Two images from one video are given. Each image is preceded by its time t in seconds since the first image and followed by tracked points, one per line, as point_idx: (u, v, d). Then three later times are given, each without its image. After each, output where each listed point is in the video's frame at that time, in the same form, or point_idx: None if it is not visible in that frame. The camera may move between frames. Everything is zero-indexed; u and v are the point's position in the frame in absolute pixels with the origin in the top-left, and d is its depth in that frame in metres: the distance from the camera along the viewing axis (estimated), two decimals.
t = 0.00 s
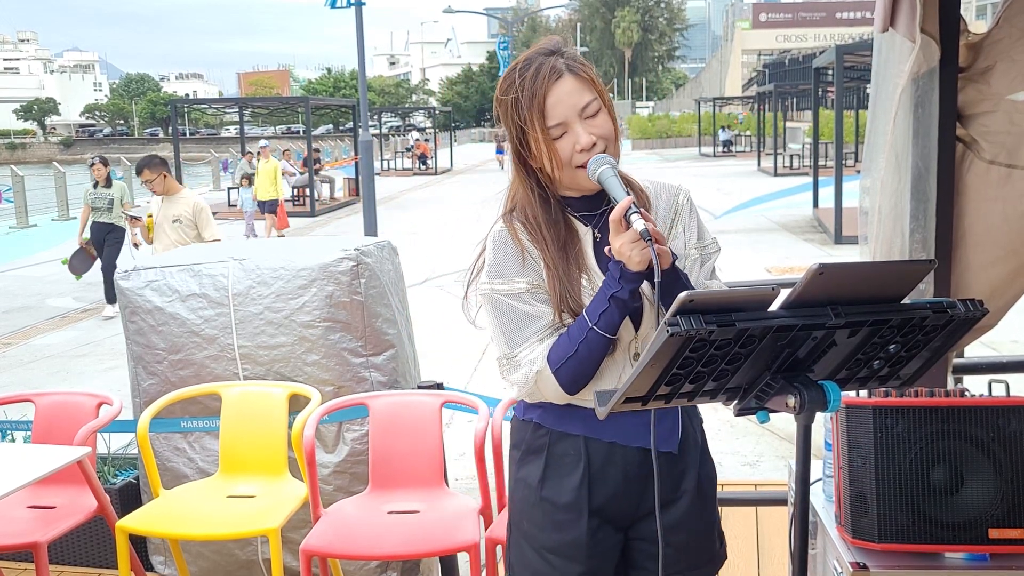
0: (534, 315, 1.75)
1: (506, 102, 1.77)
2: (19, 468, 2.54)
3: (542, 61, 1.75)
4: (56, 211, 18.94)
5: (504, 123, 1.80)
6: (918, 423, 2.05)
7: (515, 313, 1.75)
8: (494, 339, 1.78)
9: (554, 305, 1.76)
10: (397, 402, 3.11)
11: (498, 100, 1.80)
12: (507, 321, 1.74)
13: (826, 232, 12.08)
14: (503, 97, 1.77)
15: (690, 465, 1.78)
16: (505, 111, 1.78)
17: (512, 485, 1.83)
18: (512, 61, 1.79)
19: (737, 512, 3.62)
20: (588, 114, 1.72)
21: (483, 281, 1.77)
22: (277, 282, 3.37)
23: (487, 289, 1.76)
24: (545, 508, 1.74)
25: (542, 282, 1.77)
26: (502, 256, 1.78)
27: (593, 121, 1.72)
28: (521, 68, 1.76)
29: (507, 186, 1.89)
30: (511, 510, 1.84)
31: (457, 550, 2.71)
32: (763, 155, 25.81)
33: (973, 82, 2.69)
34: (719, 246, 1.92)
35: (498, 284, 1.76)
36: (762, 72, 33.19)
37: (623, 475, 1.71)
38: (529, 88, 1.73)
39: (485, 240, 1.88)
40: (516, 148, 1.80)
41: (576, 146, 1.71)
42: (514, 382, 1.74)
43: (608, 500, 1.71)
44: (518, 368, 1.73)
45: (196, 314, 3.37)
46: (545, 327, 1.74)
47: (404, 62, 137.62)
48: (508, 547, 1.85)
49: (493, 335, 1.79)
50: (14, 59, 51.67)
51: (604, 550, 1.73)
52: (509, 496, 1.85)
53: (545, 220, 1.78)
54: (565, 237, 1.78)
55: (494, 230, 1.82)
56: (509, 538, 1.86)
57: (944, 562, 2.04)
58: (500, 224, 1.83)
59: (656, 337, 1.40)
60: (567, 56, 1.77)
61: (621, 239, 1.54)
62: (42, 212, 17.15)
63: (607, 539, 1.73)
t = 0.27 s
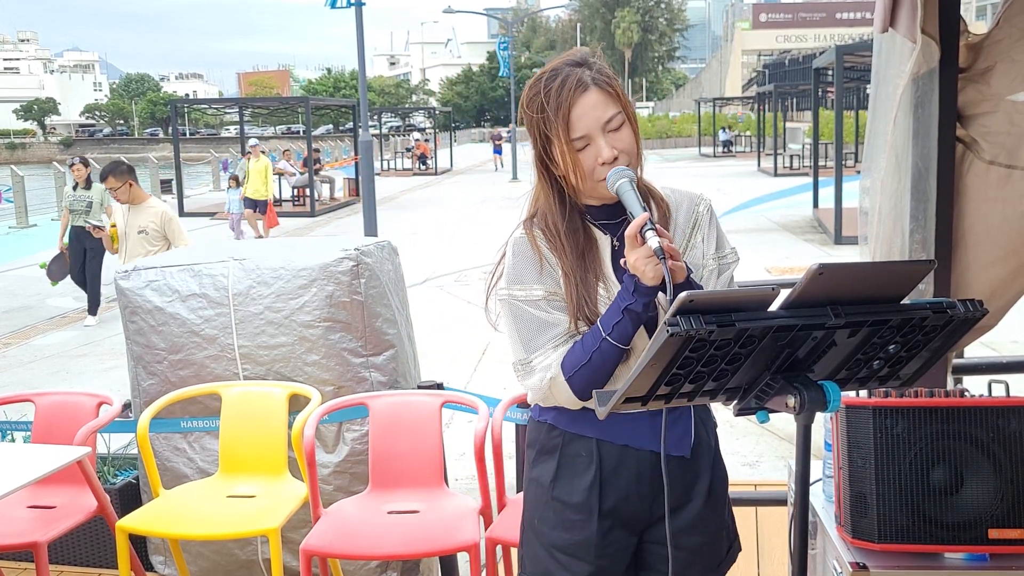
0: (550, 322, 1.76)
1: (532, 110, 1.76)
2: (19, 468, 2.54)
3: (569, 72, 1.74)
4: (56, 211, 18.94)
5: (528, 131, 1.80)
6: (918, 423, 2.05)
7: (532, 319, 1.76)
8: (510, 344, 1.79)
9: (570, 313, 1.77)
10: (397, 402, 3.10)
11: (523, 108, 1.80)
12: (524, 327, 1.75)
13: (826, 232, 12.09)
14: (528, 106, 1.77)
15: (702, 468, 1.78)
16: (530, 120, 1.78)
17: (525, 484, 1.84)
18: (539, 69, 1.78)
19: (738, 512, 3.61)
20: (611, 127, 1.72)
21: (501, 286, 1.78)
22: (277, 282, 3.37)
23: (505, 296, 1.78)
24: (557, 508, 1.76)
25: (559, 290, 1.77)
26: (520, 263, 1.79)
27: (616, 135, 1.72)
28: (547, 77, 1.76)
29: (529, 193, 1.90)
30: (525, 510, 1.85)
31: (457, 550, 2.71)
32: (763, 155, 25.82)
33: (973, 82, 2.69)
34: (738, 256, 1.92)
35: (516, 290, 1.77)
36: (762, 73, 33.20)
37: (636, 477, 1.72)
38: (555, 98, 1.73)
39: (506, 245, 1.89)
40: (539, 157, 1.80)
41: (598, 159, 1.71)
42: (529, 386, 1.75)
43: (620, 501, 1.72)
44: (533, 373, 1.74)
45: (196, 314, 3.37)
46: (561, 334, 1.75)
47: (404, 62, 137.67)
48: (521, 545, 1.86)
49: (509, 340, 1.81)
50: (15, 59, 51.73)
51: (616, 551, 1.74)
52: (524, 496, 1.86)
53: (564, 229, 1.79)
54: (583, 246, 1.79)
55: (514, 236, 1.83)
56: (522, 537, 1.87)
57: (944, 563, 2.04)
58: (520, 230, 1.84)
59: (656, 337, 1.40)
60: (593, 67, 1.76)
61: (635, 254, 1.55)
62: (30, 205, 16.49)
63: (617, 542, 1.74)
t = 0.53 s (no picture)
0: (560, 334, 1.75)
1: (555, 122, 1.75)
2: (19, 468, 2.54)
3: (595, 87, 1.73)
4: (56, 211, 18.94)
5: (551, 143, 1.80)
6: (918, 423, 2.05)
7: (543, 330, 1.76)
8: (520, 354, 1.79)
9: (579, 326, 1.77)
10: (397, 402, 3.10)
11: (546, 119, 1.79)
12: (534, 339, 1.75)
13: (826, 232, 12.09)
14: (552, 116, 1.76)
15: (707, 477, 1.78)
16: (553, 131, 1.77)
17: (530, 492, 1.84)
18: (565, 81, 1.77)
19: (738, 513, 3.61)
20: (633, 144, 1.71)
21: (513, 296, 1.78)
22: (277, 282, 3.37)
23: (516, 306, 1.78)
24: (561, 515, 1.75)
25: (570, 303, 1.77)
26: (534, 274, 1.79)
27: (637, 152, 1.71)
28: (573, 89, 1.74)
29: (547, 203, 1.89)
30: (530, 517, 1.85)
31: (457, 550, 2.71)
32: (763, 155, 25.83)
33: (973, 82, 2.69)
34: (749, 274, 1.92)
35: (528, 301, 1.77)
36: (762, 72, 33.21)
37: (640, 486, 1.71)
38: (578, 112, 1.72)
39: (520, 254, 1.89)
40: (559, 168, 1.79)
41: (617, 175, 1.70)
42: (536, 396, 1.76)
43: (624, 509, 1.71)
44: (540, 384, 1.74)
45: (196, 314, 3.37)
46: (570, 347, 1.75)
47: (404, 62, 137.71)
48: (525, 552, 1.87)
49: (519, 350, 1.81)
50: (14, 59, 51.71)
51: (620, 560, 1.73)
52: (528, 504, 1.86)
53: (578, 243, 1.79)
54: (596, 260, 1.79)
55: (528, 247, 1.83)
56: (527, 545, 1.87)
57: (944, 563, 2.04)
58: (535, 241, 1.84)
59: (657, 337, 1.40)
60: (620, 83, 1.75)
61: (649, 272, 1.52)
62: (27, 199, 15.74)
63: (622, 551, 1.73)
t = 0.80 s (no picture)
0: (566, 333, 1.75)
1: (567, 118, 1.76)
2: (19, 467, 2.54)
3: (607, 85, 1.74)
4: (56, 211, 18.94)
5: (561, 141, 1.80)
6: (918, 423, 2.05)
7: (550, 330, 1.76)
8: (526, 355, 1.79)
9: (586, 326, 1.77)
10: (397, 402, 3.10)
11: (557, 117, 1.80)
12: (541, 338, 1.75)
13: (826, 231, 12.09)
14: (564, 113, 1.77)
15: (711, 482, 1.78)
16: (563, 129, 1.78)
17: (533, 495, 1.84)
18: (577, 80, 1.78)
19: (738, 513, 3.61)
20: (643, 142, 1.71)
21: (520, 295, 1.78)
22: (277, 281, 3.37)
23: (523, 305, 1.78)
24: (565, 518, 1.75)
25: (577, 303, 1.78)
26: (540, 273, 1.79)
27: (647, 151, 1.72)
28: (585, 88, 1.75)
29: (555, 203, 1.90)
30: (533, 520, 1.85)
31: (457, 550, 2.71)
32: (763, 155, 25.82)
33: (973, 82, 2.69)
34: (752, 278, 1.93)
35: (535, 300, 1.77)
36: (762, 72, 33.19)
37: (645, 490, 1.71)
38: (590, 109, 1.73)
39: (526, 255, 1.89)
40: (568, 166, 1.80)
41: (627, 172, 1.71)
42: (542, 396, 1.75)
43: (627, 513, 1.71)
44: (547, 383, 1.74)
45: (196, 314, 3.37)
46: (576, 346, 1.75)
47: (405, 62, 137.80)
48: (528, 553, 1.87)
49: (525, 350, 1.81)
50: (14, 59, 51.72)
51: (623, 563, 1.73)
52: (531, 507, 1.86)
53: (586, 242, 1.79)
54: (603, 259, 1.79)
55: (535, 247, 1.83)
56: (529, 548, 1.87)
57: (944, 563, 2.04)
58: (542, 241, 1.84)
59: (656, 337, 1.40)
60: (632, 83, 1.76)
61: (659, 270, 1.54)
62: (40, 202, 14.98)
63: (624, 555, 1.72)
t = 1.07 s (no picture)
0: (569, 315, 1.75)
1: (572, 96, 1.77)
2: (18, 467, 2.54)
3: (612, 64, 1.76)
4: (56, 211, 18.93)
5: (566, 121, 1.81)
6: (918, 422, 2.05)
7: (552, 312, 1.76)
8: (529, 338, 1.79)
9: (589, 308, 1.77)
10: (397, 402, 3.10)
11: (562, 97, 1.81)
12: (543, 319, 1.75)
13: (826, 232, 12.08)
14: (569, 90, 1.78)
15: (713, 475, 1.78)
16: (569, 109, 1.79)
17: (536, 488, 1.84)
18: (583, 61, 1.80)
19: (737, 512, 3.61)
20: (647, 120, 1.72)
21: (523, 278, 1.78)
22: (277, 281, 3.37)
23: (525, 288, 1.77)
24: (568, 510, 1.75)
25: (580, 285, 1.78)
26: (543, 256, 1.79)
27: (651, 128, 1.72)
28: (590, 67, 1.77)
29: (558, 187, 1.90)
30: (536, 512, 1.85)
31: (457, 550, 2.71)
32: (763, 155, 25.80)
33: (973, 82, 2.69)
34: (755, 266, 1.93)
35: (537, 282, 1.77)
36: (762, 72, 33.15)
37: (647, 482, 1.71)
38: (595, 87, 1.74)
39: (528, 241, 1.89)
40: (573, 146, 1.81)
41: (630, 147, 1.71)
42: (546, 378, 1.74)
43: (630, 505, 1.71)
44: (551, 365, 1.73)
45: (196, 314, 3.37)
46: (580, 328, 1.75)
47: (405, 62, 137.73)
48: (530, 547, 1.87)
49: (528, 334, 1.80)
50: (14, 58, 51.70)
51: (625, 555, 1.73)
52: (533, 500, 1.86)
53: (589, 223, 1.79)
54: (605, 241, 1.80)
55: (538, 231, 1.84)
56: (532, 541, 1.87)
57: (944, 563, 2.04)
58: (544, 225, 1.85)
59: (656, 337, 1.40)
60: (637, 63, 1.77)
61: (663, 244, 1.55)
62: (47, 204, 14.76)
63: (627, 547, 1.73)
